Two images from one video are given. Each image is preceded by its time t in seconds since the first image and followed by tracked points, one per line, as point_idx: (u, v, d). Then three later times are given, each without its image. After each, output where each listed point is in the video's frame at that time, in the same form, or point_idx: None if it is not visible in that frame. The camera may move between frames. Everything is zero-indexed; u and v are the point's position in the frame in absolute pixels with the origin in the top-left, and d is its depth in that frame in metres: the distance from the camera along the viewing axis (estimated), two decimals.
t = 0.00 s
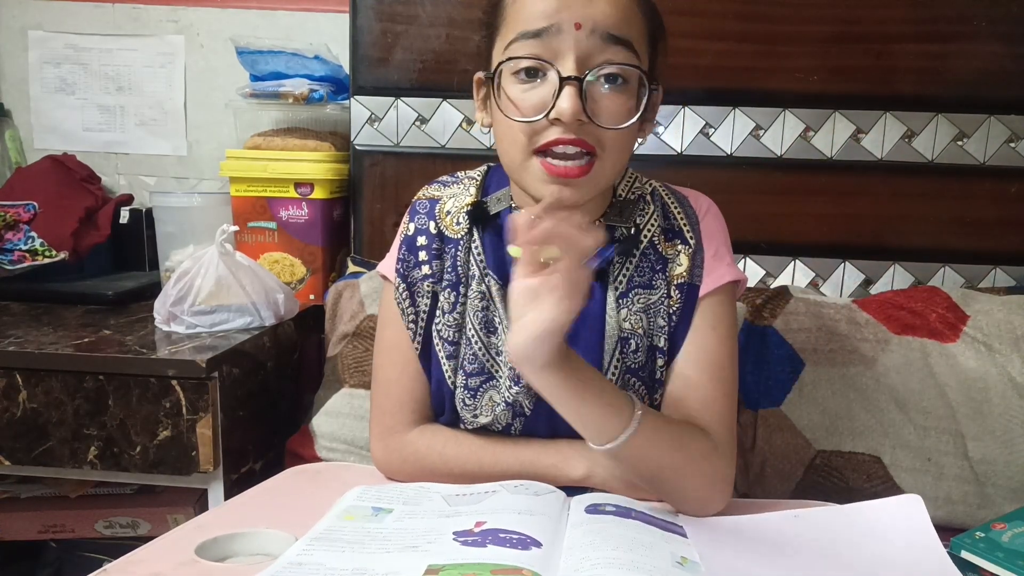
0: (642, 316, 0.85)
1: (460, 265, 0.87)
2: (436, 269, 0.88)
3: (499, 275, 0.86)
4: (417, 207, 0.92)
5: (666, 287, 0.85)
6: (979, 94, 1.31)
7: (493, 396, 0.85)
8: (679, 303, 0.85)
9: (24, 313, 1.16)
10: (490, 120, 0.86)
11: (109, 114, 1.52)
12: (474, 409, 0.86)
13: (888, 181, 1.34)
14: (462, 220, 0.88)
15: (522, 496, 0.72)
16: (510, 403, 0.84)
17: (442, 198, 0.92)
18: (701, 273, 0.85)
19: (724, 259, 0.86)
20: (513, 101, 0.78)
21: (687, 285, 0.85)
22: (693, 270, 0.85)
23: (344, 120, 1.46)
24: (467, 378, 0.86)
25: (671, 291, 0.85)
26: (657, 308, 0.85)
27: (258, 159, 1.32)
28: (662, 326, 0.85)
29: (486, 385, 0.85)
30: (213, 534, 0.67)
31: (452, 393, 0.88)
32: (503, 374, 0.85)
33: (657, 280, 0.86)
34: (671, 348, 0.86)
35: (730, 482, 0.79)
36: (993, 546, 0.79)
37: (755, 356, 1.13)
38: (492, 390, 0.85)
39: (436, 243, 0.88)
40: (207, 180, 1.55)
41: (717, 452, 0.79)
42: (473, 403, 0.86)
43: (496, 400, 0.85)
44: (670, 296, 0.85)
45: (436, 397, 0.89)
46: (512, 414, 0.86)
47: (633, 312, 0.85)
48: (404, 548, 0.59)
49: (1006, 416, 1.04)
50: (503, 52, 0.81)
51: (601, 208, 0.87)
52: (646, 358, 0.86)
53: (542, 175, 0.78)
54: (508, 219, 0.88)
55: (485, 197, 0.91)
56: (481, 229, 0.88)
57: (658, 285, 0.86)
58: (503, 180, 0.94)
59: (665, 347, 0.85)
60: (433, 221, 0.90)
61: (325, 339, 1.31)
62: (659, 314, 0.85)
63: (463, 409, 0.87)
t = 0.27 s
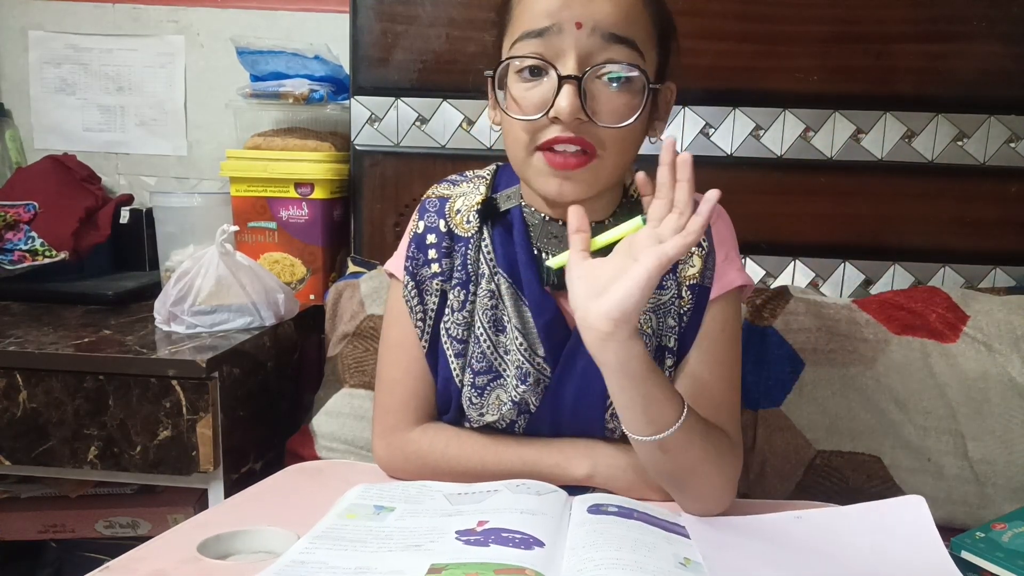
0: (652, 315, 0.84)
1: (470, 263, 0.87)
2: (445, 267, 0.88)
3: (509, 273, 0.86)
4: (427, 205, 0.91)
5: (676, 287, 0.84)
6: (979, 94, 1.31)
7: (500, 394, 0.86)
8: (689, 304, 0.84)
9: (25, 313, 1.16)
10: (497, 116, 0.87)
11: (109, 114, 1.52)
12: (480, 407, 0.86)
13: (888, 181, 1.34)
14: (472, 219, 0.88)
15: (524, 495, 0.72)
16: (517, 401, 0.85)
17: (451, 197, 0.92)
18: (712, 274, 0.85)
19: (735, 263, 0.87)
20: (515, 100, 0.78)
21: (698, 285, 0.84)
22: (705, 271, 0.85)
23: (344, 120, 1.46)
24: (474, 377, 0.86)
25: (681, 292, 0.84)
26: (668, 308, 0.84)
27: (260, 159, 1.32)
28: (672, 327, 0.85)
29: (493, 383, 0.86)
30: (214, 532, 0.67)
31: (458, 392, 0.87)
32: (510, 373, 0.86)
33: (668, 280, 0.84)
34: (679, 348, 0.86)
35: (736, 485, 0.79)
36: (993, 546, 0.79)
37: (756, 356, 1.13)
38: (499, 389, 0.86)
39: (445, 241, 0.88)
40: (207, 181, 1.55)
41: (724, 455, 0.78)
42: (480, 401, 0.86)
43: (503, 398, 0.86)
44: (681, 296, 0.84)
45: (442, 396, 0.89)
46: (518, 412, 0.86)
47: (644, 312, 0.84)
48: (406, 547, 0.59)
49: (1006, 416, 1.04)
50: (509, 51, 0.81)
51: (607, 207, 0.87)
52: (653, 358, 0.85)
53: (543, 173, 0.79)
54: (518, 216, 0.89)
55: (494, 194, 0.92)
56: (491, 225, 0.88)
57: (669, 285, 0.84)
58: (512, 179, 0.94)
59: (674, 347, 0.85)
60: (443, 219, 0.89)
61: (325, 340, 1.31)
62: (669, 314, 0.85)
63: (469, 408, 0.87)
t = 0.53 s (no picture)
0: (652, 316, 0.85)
1: (472, 263, 0.87)
2: (447, 267, 0.87)
3: (511, 273, 0.87)
4: (429, 205, 0.91)
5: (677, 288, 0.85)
6: (979, 94, 1.31)
7: (501, 394, 0.85)
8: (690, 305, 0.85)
9: (25, 313, 1.16)
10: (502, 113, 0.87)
11: (109, 114, 1.52)
12: (481, 407, 0.86)
13: (887, 181, 1.34)
14: (474, 219, 0.88)
15: (524, 495, 0.72)
16: (518, 401, 0.85)
17: (453, 197, 0.92)
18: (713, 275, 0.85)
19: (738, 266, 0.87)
20: (522, 95, 0.78)
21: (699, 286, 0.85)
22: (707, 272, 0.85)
23: (344, 120, 1.46)
24: (475, 377, 0.85)
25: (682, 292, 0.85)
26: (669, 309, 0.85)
27: (260, 159, 1.32)
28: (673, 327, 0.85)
29: (495, 383, 0.85)
30: (214, 531, 0.67)
31: (459, 392, 0.87)
32: (511, 373, 0.86)
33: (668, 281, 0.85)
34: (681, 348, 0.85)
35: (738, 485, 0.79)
36: (992, 546, 0.79)
37: (755, 356, 1.13)
38: (500, 389, 0.86)
39: (448, 241, 0.88)
40: (207, 181, 1.55)
41: (728, 453, 0.77)
42: (481, 401, 0.85)
43: (504, 398, 0.85)
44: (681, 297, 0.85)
45: (442, 396, 0.88)
46: (518, 412, 0.86)
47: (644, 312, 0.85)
48: (406, 547, 0.59)
49: (1005, 416, 1.04)
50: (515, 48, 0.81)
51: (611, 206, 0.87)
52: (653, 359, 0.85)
53: (550, 168, 0.79)
54: (521, 217, 0.89)
55: (496, 194, 0.92)
56: (493, 226, 0.88)
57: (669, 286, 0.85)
58: (514, 179, 0.94)
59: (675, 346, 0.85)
60: (445, 219, 0.89)
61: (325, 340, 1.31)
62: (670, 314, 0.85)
63: (469, 408, 0.86)
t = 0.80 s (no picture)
0: (645, 310, 0.84)
1: (464, 259, 0.87)
2: (440, 263, 0.88)
3: (503, 269, 0.87)
4: (423, 203, 0.92)
5: (670, 282, 0.85)
6: (979, 95, 1.31)
7: (496, 389, 0.85)
8: (684, 299, 0.84)
9: (25, 313, 1.16)
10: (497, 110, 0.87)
11: (109, 114, 1.52)
12: (477, 402, 0.86)
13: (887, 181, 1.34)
14: (468, 216, 0.89)
15: (524, 495, 0.72)
16: (514, 395, 0.85)
17: (448, 195, 0.93)
18: (707, 269, 0.85)
19: (736, 262, 0.87)
20: (518, 89, 0.78)
21: (693, 279, 0.85)
22: (700, 266, 0.85)
23: (344, 121, 1.46)
24: (470, 372, 0.85)
25: (675, 287, 0.85)
26: (661, 304, 0.85)
27: (259, 158, 1.32)
28: (667, 322, 0.84)
29: (489, 378, 0.85)
30: (215, 530, 0.67)
31: (455, 388, 0.87)
32: (505, 367, 0.85)
33: (661, 276, 0.85)
34: (677, 344, 0.85)
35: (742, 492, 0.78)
36: (992, 546, 0.79)
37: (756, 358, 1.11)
38: (495, 383, 0.85)
39: (441, 238, 0.88)
40: (207, 180, 1.55)
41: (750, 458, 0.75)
42: (476, 397, 0.86)
43: (500, 393, 0.85)
44: (675, 292, 0.85)
45: (439, 393, 0.89)
46: (515, 409, 0.86)
47: (636, 306, 0.84)
48: (406, 545, 0.59)
49: (1006, 416, 1.04)
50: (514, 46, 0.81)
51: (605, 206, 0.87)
52: (649, 354, 0.85)
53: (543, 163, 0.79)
54: (513, 214, 0.89)
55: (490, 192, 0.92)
56: (485, 222, 0.89)
57: (662, 280, 0.85)
58: (507, 177, 0.94)
59: (670, 342, 0.84)
60: (439, 216, 0.90)
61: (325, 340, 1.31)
62: (663, 309, 0.85)
63: (466, 403, 0.86)
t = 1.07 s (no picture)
0: (651, 309, 0.84)
1: (466, 256, 0.87)
2: (442, 261, 0.87)
3: (506, 265, 0.87)
4: (424, 202, 0.92)
5: (676, 283, 0.85)
6: (979, 94, 1.31)
7: (498, 386, 0.85)
8: (690, 299, 0.84)
9: (25, 313, 1.16)
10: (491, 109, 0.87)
11: (109, 114, 1.52)
12: (479, 400, 0.85)
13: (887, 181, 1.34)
14: (469, 213, 0.89)
15: (524, 493, 0.72)
16: (516, 393, 0.84)
17: (449, 193, 0.93)
18: (713, 272, 0.86)
19: (738, 271, 0.88)
20: (506, 89, 0.78)
21: (699, 281, 0.85)
22: (707, 268, 0.86)
23: (344, 120, 1.46)
24: (472, 369, 0.85)
25: (682, 287, 0.85)
26: (667, 303, 0.85)
27: (259, 159, 1.32)
28: (673, 321, 0.84)
29: (492, 375, 0.85)
30: (215, 527, 0.67)
31: (456, 385, 0.86)
32: (508, 365, 0.85)
33: (667, 276, 0.86)
34: (683, 343, 0.84)
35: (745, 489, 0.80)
36: (992, 546, 0.79)
37: (755, 357, 1.11)
38: (497, 380, 0.85)
39: (442, 236, 0.88)
40: (207, 181, 1.55)
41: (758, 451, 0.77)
42: (479, 394, 0.85)
43: (502, 390, 0.84)
44: (681, 292, 0.85)
45: (440, 391, 0.88)
46: (517, 406, 0.85)
47: (642, 305, 0.85)
48: (406, 543, 0.59)
49: (1006, 416, 1.04)
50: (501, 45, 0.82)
51: (602, 199, 0.87)
52: (654, 352, 0.84)
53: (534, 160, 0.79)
54: (515, 210, 0.89)
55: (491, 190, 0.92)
56: (487, 218, 0.89)
57: (669, 280, 0.85)
58: (509, 176, 0.94)
59: (676, 341, 0.84)
60: (440, 214, 0.90)
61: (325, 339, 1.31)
62: (668, 308, 0.85)
63: (468, 401, 0.85)
